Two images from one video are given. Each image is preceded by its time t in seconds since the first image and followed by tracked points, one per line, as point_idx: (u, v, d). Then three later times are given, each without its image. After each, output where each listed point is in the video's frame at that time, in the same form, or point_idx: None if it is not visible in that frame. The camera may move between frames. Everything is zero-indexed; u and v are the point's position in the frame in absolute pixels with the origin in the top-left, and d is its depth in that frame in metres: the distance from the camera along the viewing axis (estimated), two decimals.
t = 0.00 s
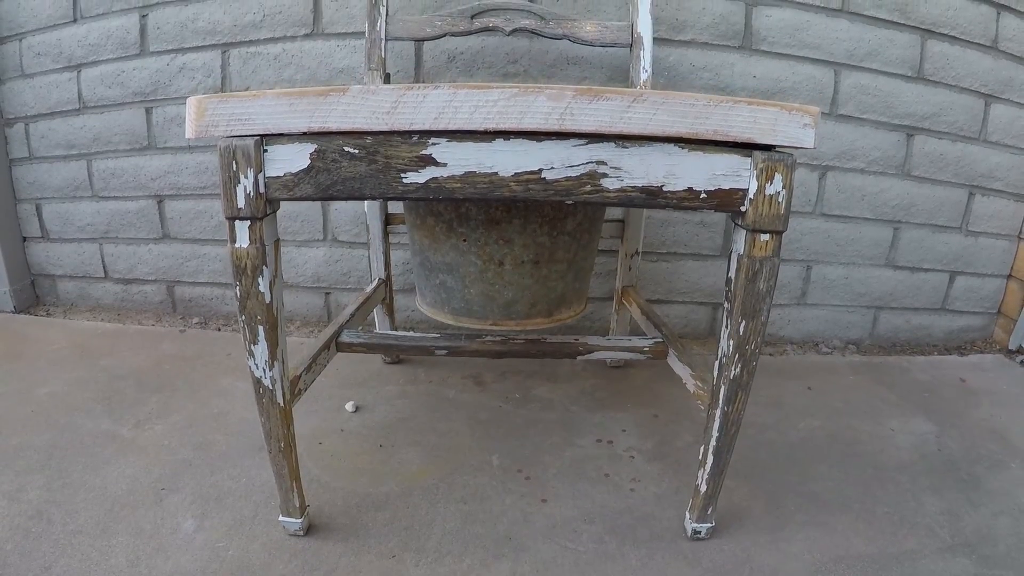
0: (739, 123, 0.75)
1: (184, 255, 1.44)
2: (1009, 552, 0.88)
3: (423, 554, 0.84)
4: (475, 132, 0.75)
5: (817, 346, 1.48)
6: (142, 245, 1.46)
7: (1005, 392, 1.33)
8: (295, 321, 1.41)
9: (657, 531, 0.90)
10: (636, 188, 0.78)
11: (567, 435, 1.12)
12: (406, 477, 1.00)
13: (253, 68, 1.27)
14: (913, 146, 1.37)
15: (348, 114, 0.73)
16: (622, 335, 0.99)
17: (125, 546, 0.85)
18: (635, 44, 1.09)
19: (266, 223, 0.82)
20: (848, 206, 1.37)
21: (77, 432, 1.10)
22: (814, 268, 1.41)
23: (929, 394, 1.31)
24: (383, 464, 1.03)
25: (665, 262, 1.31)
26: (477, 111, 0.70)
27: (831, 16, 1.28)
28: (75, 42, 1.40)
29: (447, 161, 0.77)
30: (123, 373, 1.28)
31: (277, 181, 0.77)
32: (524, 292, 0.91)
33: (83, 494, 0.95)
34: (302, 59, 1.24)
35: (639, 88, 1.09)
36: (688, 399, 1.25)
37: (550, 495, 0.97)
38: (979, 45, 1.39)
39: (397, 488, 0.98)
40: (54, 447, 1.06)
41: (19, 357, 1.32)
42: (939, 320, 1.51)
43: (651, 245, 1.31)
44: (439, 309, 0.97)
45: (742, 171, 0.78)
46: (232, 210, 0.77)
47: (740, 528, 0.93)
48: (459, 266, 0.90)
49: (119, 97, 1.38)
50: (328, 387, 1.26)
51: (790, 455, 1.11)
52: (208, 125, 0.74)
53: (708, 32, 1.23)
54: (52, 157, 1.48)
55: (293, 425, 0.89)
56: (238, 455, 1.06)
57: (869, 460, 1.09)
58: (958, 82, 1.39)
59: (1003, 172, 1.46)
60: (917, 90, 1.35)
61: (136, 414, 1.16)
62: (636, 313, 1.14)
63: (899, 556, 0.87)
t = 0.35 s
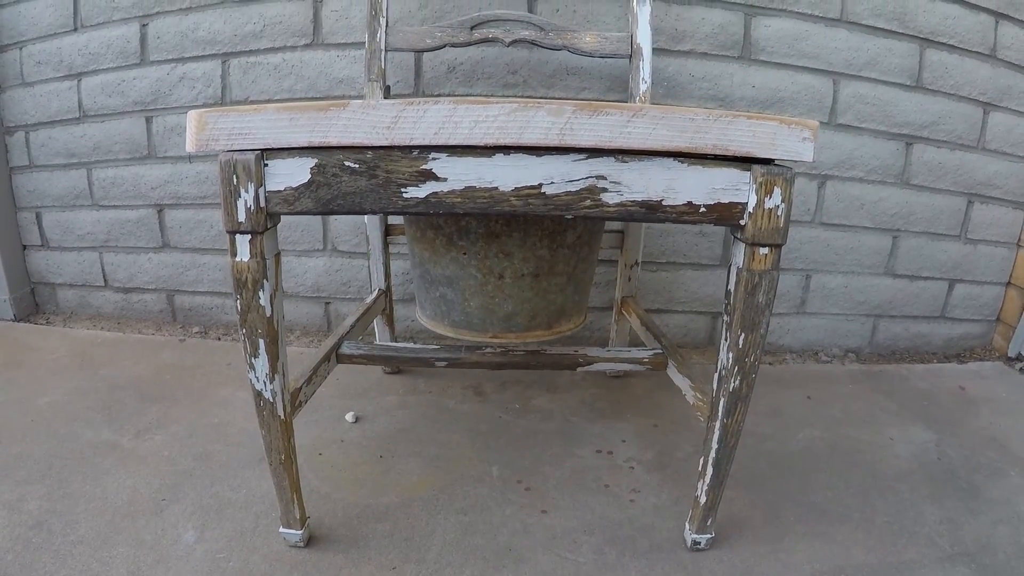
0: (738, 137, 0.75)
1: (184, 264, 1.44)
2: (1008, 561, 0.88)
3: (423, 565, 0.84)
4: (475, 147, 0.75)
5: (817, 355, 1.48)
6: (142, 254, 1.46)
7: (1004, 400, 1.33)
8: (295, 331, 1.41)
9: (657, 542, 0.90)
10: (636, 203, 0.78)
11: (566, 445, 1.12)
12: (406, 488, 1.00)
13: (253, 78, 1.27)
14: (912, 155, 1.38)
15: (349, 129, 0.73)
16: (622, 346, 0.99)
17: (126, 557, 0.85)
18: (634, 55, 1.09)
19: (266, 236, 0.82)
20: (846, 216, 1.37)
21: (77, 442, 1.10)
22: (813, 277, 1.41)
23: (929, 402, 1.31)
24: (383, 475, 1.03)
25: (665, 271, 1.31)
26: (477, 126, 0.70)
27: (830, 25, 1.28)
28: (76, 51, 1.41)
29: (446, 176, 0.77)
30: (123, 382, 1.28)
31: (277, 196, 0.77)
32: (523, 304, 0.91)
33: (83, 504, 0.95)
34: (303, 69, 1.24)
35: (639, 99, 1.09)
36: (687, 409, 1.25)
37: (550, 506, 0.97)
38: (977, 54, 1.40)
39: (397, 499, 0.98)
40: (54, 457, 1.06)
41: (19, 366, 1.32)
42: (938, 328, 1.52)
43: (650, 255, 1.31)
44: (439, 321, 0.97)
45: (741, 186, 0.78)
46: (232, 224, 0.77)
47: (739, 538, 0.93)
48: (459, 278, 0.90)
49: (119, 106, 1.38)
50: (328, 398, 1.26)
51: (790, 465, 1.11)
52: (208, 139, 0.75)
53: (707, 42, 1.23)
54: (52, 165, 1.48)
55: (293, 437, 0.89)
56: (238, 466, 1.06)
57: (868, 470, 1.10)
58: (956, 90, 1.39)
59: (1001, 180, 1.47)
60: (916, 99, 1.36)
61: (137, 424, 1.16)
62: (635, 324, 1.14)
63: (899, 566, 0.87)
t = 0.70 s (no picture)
0: (736, 154, 0.75)
1: (183, 276, 1.44)
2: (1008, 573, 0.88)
3: None
4: (473, 165, 0.75)
5: (816, 366, 1.48)
6: (141, 266, 1.46)
7: (1003, 410, 1.33)
8: (294, 343, 1.41)
9: (656, 556, 0.90)
10: (634, 220, 0.78)
11: (565, 459, 1.12)
12: (404, 503, 1.00)
13: (253, 91, 1.27)
14: (910, 166, 1.38)
15: (348, 147, 0.74)
16: (621, 361, 0.99)
17: (125, 571, 0.85)
18: (631, 69, 1.09)
19: (266, 254, 0.82)
20: (845, 227, 1.37)
21: (77, 455, 1.10)
22: (812, 289, 1.41)
23: (927, 413, 1.31)
24: (382, 489, 1.03)
25: (663, 283, 1.31)
26: (475, 144, 0.70)
27: (827, 37, 1.29)
28: (76, 63, 1.41)
29: (445, 194, 0.78)
30: (123, 395, 1.28)
31: (277, 214, 0.77)
32: (522, 320, 0.91)
33: (83, 518, 0.95)
34: (302, 82, 1.24)
35: (637, 112, 1.09)
36: (686, 422, 1.26)
37: (549, 520, 0.97)
38: (974, 64, 1.41)
39: (396, 513, 0.97)
40: (53, 469, 1.06)
41: (18, 377, 1.32)
42: (937, 337, 1.52)
43: (649, 267, 1.31)
44: (438, 336, 0.97)
45: (739, 202, 0.78)
46: (232, 242, 0.77)
47: (739, 552, 0.93)
48: (458, 294, 0.90)
49: (119, 118, 1.38)
50: (327, 411, 1.26)
51: (789, 478, 1.11)
52: (207, 156, 0.75)
53: (705, 54, 1.24)
54: (52, 176, 1.48)
55: (292, 452, 0.89)
56: (237, 480, 1.06)
57: (867, 481, 1.10)
58: (954, 101, 1.40)
59: (999, 189, 1.47)
60: (914, 109, 1.36)
61: (137, 437, 1.16)
62: (633, 337, 1.15)
63: None
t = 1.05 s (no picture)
0: (735, 168, 0.75)
1: (182, 286, 1.44)
2: None
3: None
4: (471, 180, 0.75)
5: (815, 377, 1.48)
6: (141, 274, 1.46)
7: (1002, 420, 1.33)
8: (292, 353, 1.41)
9: (655, 569, 0.90)
10: (632, 235, 0.78)
11: (563, 471, 1.12)
12: (402, 515, 1.00)
13: (252, 101, 1.27)
14: (909, 177, 1.38)
15: (346, 161, 0.73)
16: (619, 374, 0.99)
17: None
18: (631, 81, 1.09)
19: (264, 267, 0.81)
20: (843, 238, 1.37)
21: (75, 464, 1.10)
22: (811, 300, 1.41)
23: (926, 424, 1.31)
24: (380, 501, 1.03)
25: (663, 294, 1.31)
26: (473, 160, 0.70)
27: (826, 48, 1.29)
28: (76, 71, 1.41)
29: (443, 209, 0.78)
30: (122, 404, 1.28)
31: (274, 228, 0.77)
32: (520, 334, 0.91)
33: (80, 528, 0.95)
34: (302, 92, 1.24)
35: (636, 124, 1.09)
36: (685, 434, 1.25)
37: (547, 533, 0.96)
38: (973, 74, 1.41)
39: (394, 525, 0.97)
40: (52, 479, 1.06)
41: (16, 386, 1.32)
42: (936, 347, 1.52)
43: (648, 278, 1.31)
44: (436, 350, 0.97)
45: (738, 217, 0.78)
46: (230, 256, 0.77)
47: (737, 565, 0.92)
48: (456, 308, 0.90)
49: (119, 127, 1.38)
50: (325, 422, 1.26)
51: (788, 489, 1.11)
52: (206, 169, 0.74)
53: (704, 66, 1.24)
54: (52, 185, 1.48)
55: (290, 465, 0.89)
56: (235, 491, 1.06)
57: (866, 493, 1.09)
58: (953, 111, 1.40)
59: (998, 199, 1.48)
60: (913, 120, 1.37)
61: (135, 447, 1.16)
62: (632, 350, 1.15)
63: None
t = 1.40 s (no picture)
0: (733, 183, 0.75)
1: (180, 296, 1.43)
2: None
3: None
4: (468, 196, 0.75)
5: (815, 387, 1.48)
6: (139, 284, 1.46)
7: (1002, 429, 1.33)
8: (291, 365, 1.41)
9: None
10: (630, 251, 0.78)
11: (562, 484, 1.12)
12: (400, 528, 0.99)
13: (251, 112, 1.27)
14: (908, 186, 1.38)
15: (343, 177, 0.73)
16: (617, 387, 0.99)
17: None
18: (629, 92, 1.09)
19: (261, 282, 0.81)
20: (842, 248, 1.37)
21: (73, 475, 1.10)
22: (810, 310, 1.40)
23: (926, 434, 1.31)
24: (378, 514, 1.03)
25: (662, 305, 1.31)
26: (470, 176, 0.70)
27: (825, 58, 1.29)
28: (75, 81, 1.42)
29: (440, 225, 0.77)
30: (120, 415, 1.28)
31: (272, 243, 0.77)
32: (518, 348, 0.91)
33: (78, 540, 0.95)
34: (300, 104, 1.24)
35: (634, 135, 1.08)
36: (684, 446, 1.25)
37: (546, 546, 0.96)
38: (972, 83, 1.42)
39: (392, 539, 0.97)
40: (49, 490, 1.06)
41: (15, 396, 1.32)
42: (936, 357, 1.51)
43: (647, 289, 1.31)
44: (434, 364, 0.97)
45: (736, 232, 0.77)
46: (227, 271, 0.76)
47: None
48: (454, 323, 0.90)
49: (118, 137, 1.38)
50: (323, 434, 1.25)
51: (788, 502, 1.10)
52: (202, 184, 0.74)
53: (703, 76, 1.24)
54: (50, 194, 1.48)
55: (288, 479, 0.88)
56: (233, 503, 1.06)
57: (866, 504, 1.09)
58: (952, 120, 1.41)
59: (997, 208, 1.48)
60: (912, 129, 1.37)
61: (133, 458, 1.16)
62: (631, 362, 1.14)
63: None
